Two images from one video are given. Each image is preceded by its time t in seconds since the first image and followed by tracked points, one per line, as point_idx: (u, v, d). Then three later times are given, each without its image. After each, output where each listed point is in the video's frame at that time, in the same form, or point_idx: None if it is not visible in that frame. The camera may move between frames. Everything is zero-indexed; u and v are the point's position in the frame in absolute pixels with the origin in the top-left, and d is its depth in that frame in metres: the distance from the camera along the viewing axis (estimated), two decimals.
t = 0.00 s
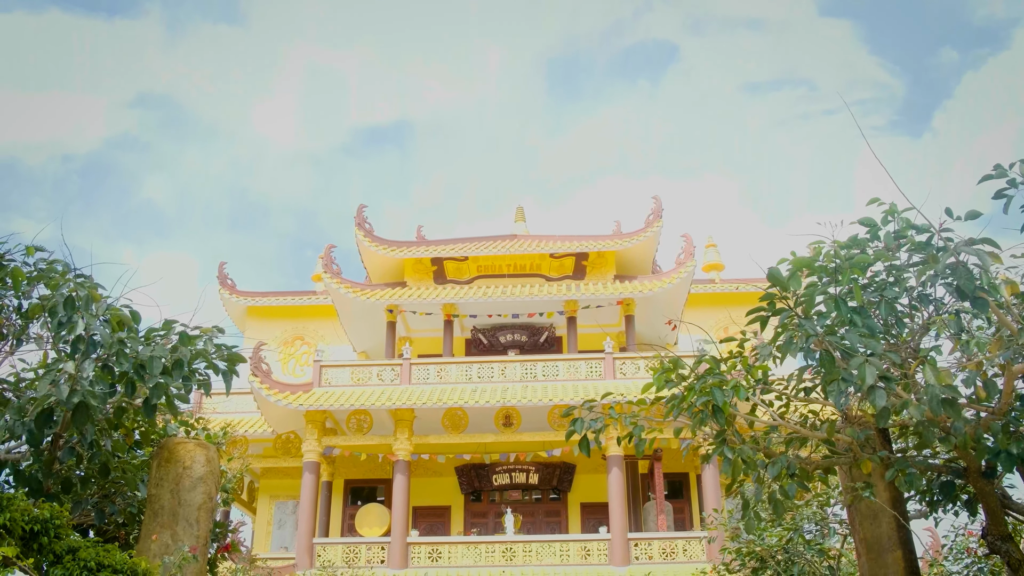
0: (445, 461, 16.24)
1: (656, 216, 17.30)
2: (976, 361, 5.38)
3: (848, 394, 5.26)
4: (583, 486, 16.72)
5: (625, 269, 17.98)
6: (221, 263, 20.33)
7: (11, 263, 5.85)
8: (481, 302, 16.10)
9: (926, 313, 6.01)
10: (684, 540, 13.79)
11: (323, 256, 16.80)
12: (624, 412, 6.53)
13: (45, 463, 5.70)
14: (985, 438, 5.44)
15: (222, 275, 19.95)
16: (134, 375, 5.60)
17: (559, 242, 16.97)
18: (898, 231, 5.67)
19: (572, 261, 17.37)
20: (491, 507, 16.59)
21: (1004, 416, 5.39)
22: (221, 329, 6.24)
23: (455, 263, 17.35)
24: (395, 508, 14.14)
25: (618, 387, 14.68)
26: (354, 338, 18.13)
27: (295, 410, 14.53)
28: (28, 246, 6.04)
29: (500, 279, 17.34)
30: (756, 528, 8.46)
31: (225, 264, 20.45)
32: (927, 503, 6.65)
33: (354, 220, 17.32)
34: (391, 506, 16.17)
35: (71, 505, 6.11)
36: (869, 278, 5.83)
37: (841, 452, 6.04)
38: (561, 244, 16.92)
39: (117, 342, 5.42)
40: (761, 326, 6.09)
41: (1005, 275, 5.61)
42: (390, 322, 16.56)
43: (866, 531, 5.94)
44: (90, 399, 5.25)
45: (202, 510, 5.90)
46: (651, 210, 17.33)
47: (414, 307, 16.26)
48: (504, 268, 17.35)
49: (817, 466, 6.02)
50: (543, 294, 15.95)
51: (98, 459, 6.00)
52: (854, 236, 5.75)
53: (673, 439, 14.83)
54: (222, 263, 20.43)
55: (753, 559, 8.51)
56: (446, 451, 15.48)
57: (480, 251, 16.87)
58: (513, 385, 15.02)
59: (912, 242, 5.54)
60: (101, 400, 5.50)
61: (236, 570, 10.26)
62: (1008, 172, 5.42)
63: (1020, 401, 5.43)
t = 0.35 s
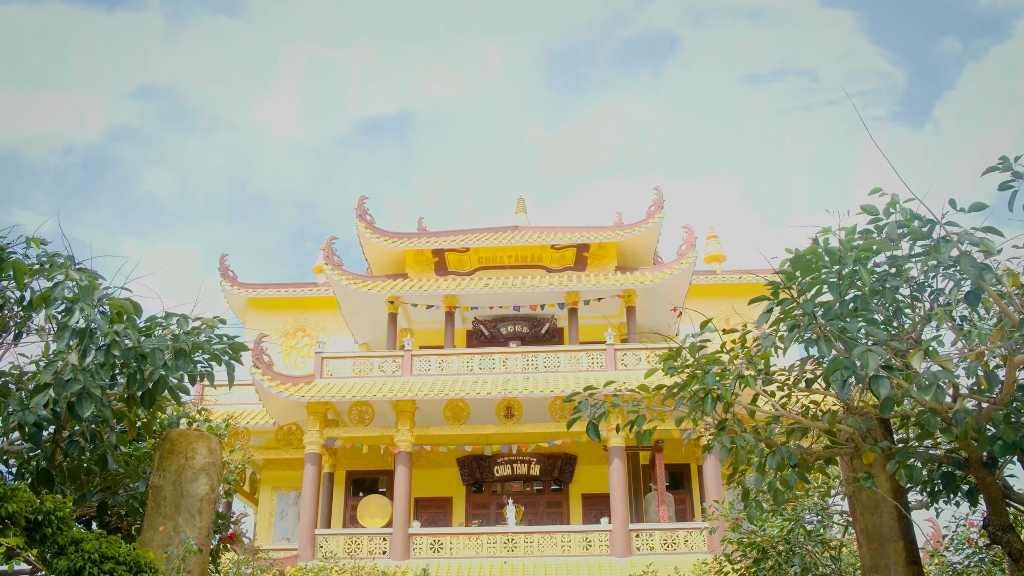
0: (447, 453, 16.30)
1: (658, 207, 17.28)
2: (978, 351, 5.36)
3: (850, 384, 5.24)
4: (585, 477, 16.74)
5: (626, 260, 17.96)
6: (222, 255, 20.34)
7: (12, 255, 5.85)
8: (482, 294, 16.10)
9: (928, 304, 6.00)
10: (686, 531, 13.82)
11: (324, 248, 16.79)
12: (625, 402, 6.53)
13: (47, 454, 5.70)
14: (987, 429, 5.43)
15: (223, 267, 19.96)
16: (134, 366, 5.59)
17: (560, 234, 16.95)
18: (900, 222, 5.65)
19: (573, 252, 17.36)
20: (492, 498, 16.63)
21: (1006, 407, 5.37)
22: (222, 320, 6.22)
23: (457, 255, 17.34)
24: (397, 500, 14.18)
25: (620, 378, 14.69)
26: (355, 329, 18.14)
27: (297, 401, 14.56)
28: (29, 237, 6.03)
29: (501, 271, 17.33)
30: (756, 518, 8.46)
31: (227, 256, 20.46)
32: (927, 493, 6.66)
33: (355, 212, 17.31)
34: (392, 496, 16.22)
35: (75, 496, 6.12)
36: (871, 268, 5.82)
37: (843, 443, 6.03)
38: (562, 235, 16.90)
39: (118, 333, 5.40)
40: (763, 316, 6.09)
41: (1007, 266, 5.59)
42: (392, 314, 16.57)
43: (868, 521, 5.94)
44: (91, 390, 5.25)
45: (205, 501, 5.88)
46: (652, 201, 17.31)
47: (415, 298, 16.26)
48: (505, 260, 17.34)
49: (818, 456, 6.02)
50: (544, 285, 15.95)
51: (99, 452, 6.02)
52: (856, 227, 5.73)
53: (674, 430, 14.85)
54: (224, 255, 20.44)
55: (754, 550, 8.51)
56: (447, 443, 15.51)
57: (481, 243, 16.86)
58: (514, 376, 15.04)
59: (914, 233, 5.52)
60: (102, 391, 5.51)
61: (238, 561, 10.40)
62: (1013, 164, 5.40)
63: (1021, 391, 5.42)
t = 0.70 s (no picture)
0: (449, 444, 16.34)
1: (660, 198, 17.26)
2: (981, 342, 5.35)
3: (853, 375, 5.23)
4: (587, 468, 16.76)
5: (628, 252, 17.95)
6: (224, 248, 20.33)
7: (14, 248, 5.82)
8: (484, 285, 16.10)
9: (931, 295, 5.99)
10: (687, 522, 13.87)
11: (326, 240, 16.78)
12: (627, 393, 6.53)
13: (50, 446, 5.72)
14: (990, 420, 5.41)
15: (225, 259, 19.96)
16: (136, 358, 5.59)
17: (562, 225, 16.93)
18: (904, 213, 5.62)
19: (575, 244, 17.34)
20: (494, 489, 16.67)
21: (1008, 398, 5.35)
22: (225, 313, 6.21)
23: (459, 246, 17.32)
24: (399, 491, 14.21)
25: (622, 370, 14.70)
26: (358, 321, 18.15)
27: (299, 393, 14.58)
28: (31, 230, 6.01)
29: (503, 263, 17.32)
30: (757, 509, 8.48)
31: (228, 248, 20.45)
32: (929, 484, 6.67)
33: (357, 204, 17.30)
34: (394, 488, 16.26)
35: (78, 488, 6.12)
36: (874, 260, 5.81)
37: (844, 434, 6.03)
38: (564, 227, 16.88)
39: (120, 326, 5.41)
40: (765, 308, 6.08)
41: (1011, 257, 5.57)
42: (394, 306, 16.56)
43: (869, 513, 5.93)
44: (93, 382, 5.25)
45: (207, 493, 5.88)
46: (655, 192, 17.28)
47: (418, 290, 16.27)
48: (507, 252, 17.33)
49: (820, 448, 6.02)
50: (547, 276, 15.94)
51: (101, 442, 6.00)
52: (860, 218, 5.71)
53: (676, 422, 14.88)
54: (225, 248, 20.44)
55: (755, 541, 8.51)
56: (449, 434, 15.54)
57: (484, 234, 16.84)
58: (516, 368, 15.04)
59: (918, 224, 5.50)
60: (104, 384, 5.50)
61: (241, 552, 10.45)
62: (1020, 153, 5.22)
63: None
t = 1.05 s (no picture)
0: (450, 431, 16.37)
1: (661, 185, 17.22)
2: (981, 329, 5.34)
3: (853, 363, 5.21)
4: (587, 455, 16.81)
5: (629, 239, 17.92)
6: (224, 235, 20.32)
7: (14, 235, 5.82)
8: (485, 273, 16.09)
9: (932, 283, 5.98)
10: (687, 509, 13.92)
11: (327, 227, 16.76)
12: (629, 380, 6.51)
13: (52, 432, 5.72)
14: (990, 407, 5.40)
15: (226, 246, 19.94)
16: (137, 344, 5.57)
17: (563, 212, 16.90)
18: (905, 200, 5.60)
19: (576, 231, 17.32)
20: (495, 475, 16.73)
21: (1009, 384, 5.33)
22: (225, 299, 6.20)
23: (459, 233, 17.30)
24: (400, 477, 14.27)
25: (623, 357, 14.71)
26: (358, 308, 18.15)
27: (300, 379, 14.59)
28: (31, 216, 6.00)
29: (504, 250, 17.30)
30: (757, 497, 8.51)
31: (229, 236, 20.44)
32: (928, 471, 6.68)
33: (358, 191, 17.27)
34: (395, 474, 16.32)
35: (81, 475, 6.13)
36: (875, 247, 5.80)
37: (845, 421, 6.03)
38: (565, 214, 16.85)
39: (119, 312, 5.39)
40: (766, 295, 6.07)
41: (1012, 245, 5.55)
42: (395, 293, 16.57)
43: (869, 499, 5.94)
44: (95, 368, 5.23)
45: (209, 479, 5.89)
46: (656, 180, 17.24)
47: (419, 277, 16.26)
48: (508, 239, 17.31)
49: (820, 434, 6.02)
50: (548, 263, 15.94)
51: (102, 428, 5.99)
52: (861, 206, 5.69)
53: (677, 409, 14.91)
54: (226, 235, 20.42)
55: (755, 527, 8.52)
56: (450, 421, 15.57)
57: (484, 221, 16.82)
58: (517, 355, 15.05)
59: (919, 211, 5.47)
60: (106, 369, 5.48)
61: (242, 538, 10.50)
62: None
63: None
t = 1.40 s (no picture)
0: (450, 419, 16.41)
1: (662, 174, 17.18)
2: (982, 318, 5.33)
3: (853, 352, 5.20)
4: (588, 443, 16.84)
5: (630, 227, 17.90)
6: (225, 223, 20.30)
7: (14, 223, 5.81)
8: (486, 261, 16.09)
9: (933, 272, 5.97)
10: (687, 497, 13.96)
11: (328, 215, 16.74)
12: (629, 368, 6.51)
13: (54, 420, 5.74)
14: (990, 396, 5.39)
15: (227, 234, 19.93)
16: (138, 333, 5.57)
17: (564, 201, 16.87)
18: (906, 188, 5.57)
19: (577, 219, 17.29)
20: (495, 464, 16.78)
21: (1009, 373, 5.32)
22: (225, 288, 6.20)
23: (460, 222, 17.28)
24: (400, 465, 14.30)
25: (624, 346, 14.72)
26: (359, 297, 18.16)
27: (301, 368, 14.61)
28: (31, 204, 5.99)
29: (505, 239, 17.28)
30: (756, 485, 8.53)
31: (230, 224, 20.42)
32: (928, 460, 6.69)
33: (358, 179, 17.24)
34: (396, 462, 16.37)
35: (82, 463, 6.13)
36: (876, 236, 5.78)
37: (845, 410, 6.02)
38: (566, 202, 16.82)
39: (120, 300, 5.39)
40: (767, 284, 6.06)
41: (1013, 234, 5.53)
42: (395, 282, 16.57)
43: (869, 488, 5.94)
44: (97, 357, 5.24)
45: (210, 467, 5.89)
46: (657, 168, 17.21)
47: (419, 266, 16.26)
48: (508, 227, 17.29)
49: (821, 423, 6.02)
50: (549, 252, 15.93)
51: (104, 417, 6.00)
52: (861, 195, 5.67)
53: (677, 398, 14.93)
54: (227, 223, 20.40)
55: (755, 516, 8.52)
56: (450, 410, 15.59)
57: (485, 210, 16.79)
58: (517, 343, 15.06)
59: (920, 200, 5.44)
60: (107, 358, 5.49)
61: (243, 525, 10.53)
62: None
63: None
